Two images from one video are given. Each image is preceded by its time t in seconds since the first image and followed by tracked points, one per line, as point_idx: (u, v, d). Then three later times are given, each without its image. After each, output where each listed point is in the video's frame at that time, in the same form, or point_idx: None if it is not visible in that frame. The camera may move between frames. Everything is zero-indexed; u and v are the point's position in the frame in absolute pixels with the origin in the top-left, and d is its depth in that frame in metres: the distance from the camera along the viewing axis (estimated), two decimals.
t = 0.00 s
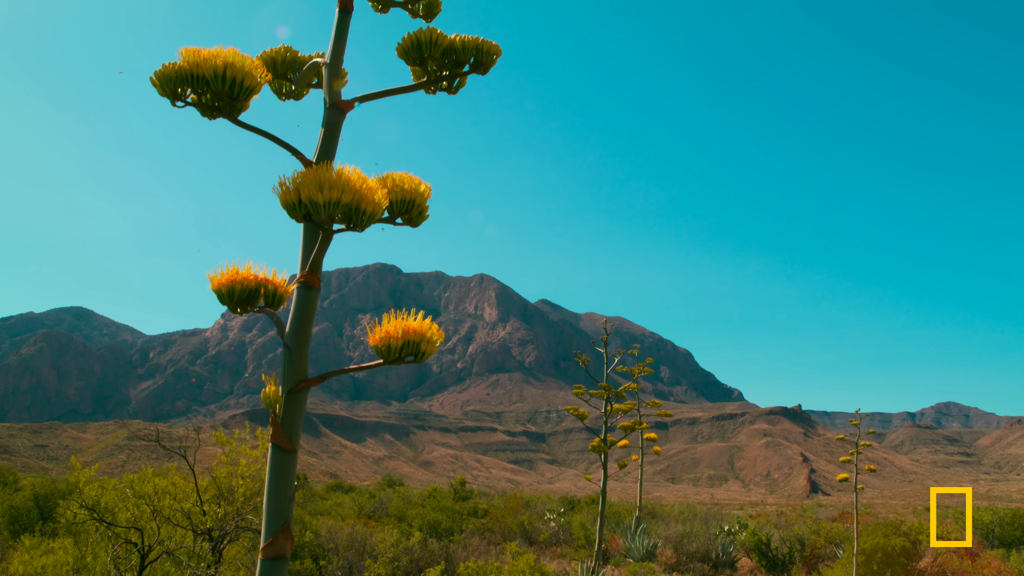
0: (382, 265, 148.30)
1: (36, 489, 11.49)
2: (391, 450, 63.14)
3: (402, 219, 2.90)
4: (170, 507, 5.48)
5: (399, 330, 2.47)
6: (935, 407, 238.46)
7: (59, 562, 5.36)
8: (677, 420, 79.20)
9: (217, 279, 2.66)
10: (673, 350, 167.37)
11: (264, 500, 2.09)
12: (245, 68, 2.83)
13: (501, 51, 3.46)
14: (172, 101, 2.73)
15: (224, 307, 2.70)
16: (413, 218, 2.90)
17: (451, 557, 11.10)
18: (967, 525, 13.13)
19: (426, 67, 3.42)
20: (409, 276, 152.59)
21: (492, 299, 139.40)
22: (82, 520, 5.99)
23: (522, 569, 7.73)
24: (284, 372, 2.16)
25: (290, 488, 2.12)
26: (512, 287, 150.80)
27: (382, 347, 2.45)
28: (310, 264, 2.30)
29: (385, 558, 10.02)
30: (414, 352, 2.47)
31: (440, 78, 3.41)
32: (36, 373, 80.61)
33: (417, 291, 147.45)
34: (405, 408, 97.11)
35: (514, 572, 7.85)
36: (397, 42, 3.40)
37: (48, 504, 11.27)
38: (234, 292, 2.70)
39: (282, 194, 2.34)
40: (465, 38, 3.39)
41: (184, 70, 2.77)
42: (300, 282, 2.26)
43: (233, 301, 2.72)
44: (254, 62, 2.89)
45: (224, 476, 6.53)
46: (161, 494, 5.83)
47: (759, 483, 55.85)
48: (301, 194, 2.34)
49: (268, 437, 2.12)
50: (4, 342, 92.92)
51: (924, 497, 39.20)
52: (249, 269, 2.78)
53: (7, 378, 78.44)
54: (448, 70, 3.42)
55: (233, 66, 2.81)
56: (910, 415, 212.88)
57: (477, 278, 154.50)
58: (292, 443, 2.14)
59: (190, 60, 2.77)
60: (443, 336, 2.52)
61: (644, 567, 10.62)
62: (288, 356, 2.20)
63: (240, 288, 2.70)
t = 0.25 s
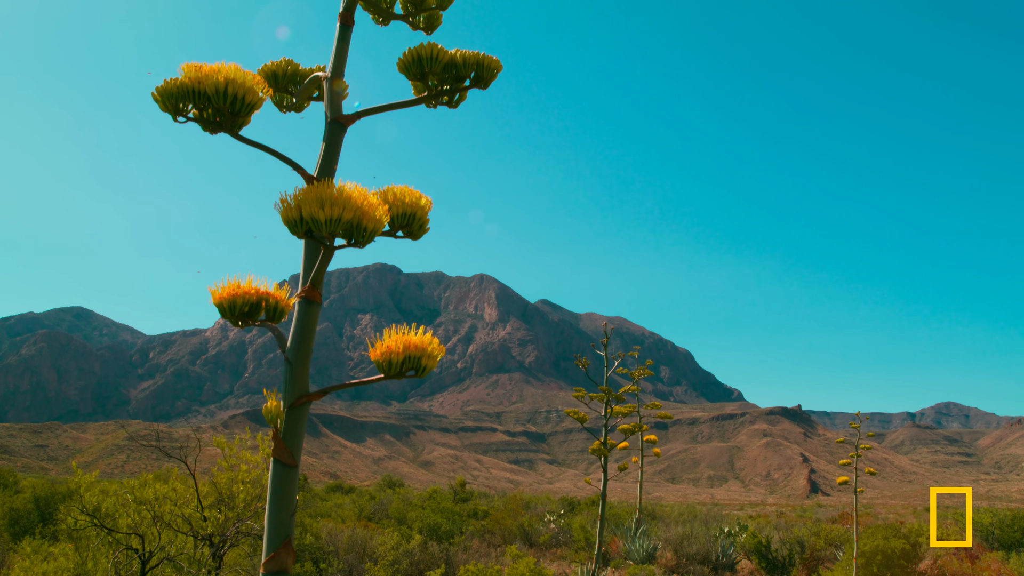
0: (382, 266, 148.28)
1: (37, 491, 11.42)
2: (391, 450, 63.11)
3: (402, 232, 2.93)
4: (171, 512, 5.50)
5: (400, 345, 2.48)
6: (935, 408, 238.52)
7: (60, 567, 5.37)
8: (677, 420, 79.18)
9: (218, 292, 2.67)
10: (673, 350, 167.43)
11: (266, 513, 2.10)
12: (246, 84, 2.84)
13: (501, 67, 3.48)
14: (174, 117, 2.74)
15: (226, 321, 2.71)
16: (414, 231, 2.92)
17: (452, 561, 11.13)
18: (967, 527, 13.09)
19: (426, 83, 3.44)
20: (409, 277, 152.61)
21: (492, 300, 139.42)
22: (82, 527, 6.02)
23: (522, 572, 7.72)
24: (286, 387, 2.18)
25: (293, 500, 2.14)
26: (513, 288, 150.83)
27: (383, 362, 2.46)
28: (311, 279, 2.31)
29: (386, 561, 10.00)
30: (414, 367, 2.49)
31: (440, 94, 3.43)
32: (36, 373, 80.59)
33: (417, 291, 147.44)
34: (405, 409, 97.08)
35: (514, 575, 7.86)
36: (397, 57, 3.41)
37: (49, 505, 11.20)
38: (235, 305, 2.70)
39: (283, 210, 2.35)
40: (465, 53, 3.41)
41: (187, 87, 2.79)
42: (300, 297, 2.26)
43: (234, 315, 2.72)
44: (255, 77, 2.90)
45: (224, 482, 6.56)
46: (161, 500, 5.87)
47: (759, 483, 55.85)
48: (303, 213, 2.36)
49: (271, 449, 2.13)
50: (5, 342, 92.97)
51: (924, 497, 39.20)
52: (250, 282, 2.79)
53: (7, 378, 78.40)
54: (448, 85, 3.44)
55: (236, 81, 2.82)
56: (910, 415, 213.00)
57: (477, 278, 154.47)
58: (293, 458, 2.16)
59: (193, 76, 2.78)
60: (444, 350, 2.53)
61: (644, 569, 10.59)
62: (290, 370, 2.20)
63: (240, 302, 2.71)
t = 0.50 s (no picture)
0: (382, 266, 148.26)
1: (37, 493, 11.43)
2: (391, 450, 63.07)
3: (403, 246, 2.94)
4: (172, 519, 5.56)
5: (401, 361, 2.49)
6: (935, 408, 238.51)
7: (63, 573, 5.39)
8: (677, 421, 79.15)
9: (220, 306, 2.66)
10: (673, 351, 167.53)
11: (267, 528, 2.11)
12: (247, 99, 2.84)
13: (502, 81, 3.47)
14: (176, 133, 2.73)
15: (229, 335, 2.70)
16: (414, 244, 2.94)
17: (453, 565, 11.15)
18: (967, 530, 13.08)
19: (426, 99, 3.44)
20: (409, 277, 152.64)
21: (492, 300, 139.41)
22: (83, 532, 6.05)
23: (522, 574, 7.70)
24: (287, 403, 2.18)
25: (295, 514, 2.14)
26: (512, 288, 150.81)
27: (384, 377, 2.45)
28: (313, 294, 2.30)
29: (385, 565, 9.99)
30: (416, 381, 2.48)
31: (442, 109, 3.42)
32: (36, 373, 80.54)
33: (417, 291, 147.36)
34: (405, 408, 97.05)
35: None
36: (397, 73, 3.41)
37: (49, 508, 11.21)
38: (237, 320, 2.69)
39: (284, 228, 2.34)
40: (466, 68, 3.41)
41: (187, 102, 2.78)
42: (302, 311, 2.24)
43: (237, 328, 2.71)
44: (256, 93, 2.89)
45: (225, 487, 6.59)
46: (163, 504, 5.91)
47: (759, 484, 55.86)
48: (304, 229, 2.35)
49: (272, 465, 2.14)
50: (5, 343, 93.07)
51: (925, 497, 39.12)
52: (252, 295, 2.78)
53: (7, 379, 78.38)
54: (449, 101, 3.43)
55: (237, 97, 2.81)
56: (910, 415, 213.21)
57: (477, 278, 154.37)
58: (295, 472, 2.17)
59: (193, 92, 2.77)
60: (445, 365, 2.53)
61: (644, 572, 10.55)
62: (292, 386, 2.19)
63: (243, 315, 2.70)
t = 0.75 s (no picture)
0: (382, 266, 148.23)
1: (37, 495, 11.42)
2: (391, 450, 63.07)
3: (404, 259, 2.94)
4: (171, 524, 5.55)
5: (401, 375, 2.48)
6: (935, 408, 238.35)
7: None
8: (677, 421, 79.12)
9: (222, 320, 2.65)
10: (673, 351, 167.59)
11: (268, 543, 2.11)
12: (249, 113, 2.82)
13: (503, 96, 3.46)
14: (178, 148, 2.72)
15: (230, 348, 2.69)
16: (416, 257, 2.94)
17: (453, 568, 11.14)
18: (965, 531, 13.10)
19: (428, 113, 3.43)
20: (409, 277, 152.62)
21: (492, 300, 139.39)
22: (82, 539, 6.05)
23: None
24: (290, 418, 2.19)
25: (296, 530, 2.14)
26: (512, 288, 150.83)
27: (386, 392, 2.45)
28: (314, 309, 2.30)
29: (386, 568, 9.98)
30: (417, 397, 2.48)
31: (444, 123, 3.42)
32: (36, 373, 80.59)
33: (417, 291, 147.30)
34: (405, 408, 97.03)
35: None
36: (399, 87, 3.40)
37: (49, 512, 11.19)
38: (239, 334, 2.69)
39: (287, 244, 2.33)
40: (467, 83, 3.39)
41: (189, 118, 2.77)
42: (304, 325, 2.25)
43: (239, 342, 2.71)
44: (256, 107, 2.88)
45: (224, 494, 6.59)
46: (164, 510, 5.95)
47: (759, 484, 55.87)
48: (305, 247, 2.34)
49: (274, 480, 2.14)
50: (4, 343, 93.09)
51: (924, 497, 39.09)
52: (253, 309, 2.78)
53: (7, 379, 78.42)
54: (450, 115, 3.43)
55: (238, 114, 2.80)
56: (910, 416, 213.20)
57: (477, 278, 154.35)
58: (296, 488, 2.17)
59: (196, 109, 2.78)
60: (446, 380, 2.53)
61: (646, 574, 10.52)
62: (292, 401, 2.20)
63: (244, 330, 2.69)
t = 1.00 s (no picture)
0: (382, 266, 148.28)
1: (37, 498, 11.43)
2: (392, 450, 63.06)
3: (405, 272, 2.96)
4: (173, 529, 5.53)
5: (403, 391, 2.48)
6: (936, 408, 238.23)
7: None
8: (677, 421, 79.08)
9: (223, 335, 2.65)
10: (673, 351, 167.66)
11: (271, 557, 2.11)
12: (251, 130, 2.83)
13: (504, 111, 3.47)
14: (180, 163, 2.72)
15: (233, 362, 2.69)
16: (417, 270, 2.95)
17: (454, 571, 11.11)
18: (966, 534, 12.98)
19: (429, 128, 3.44)
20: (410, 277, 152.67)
21: (492, 300, 139.44)
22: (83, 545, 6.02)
23: None
24: (291, 433, 2.19)
25: (297, 546, 2.13)
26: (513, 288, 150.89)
27: (387, 407, 2.45)
28: (316, 324, 2.31)
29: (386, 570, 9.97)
30: (418, 412, 2.47)
31: (445, 138, 3.42)
32: (36, 373, 80.64)
33: (417, 292, 147.30)
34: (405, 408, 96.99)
35: None
36: (400, 103, 3.39)
37: (49, 514, 11.20)
38: (240, 348, 2.69)
39: (287, 261, 2.31)
40: (468, 98, 3.39)
41: (192, 133, 2.76)
42: (306, 340, 2.27)
43: (241, 355, 2.71)
44: (259, 122, 2.89)
45: (225, 499, 6.57)
46: (169, 517, 5.94)
47: (759, 484, 55.87)
48: (308, 263, 2.33)
49: (275, 495, 2.14)
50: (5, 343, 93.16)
51: (924, 497, 39.04)
52: (254, 323, 2.78)
53: (8, 379, 78.47)
54: (452, 129, 3.43)
55: (241, 130, 2.80)
56: (910, 416, 213.06)
57: (477, 279, 154.38)
58: (298, 502, 2.17)
59: (199, 124, 2.77)
60: (448, 395, 2.53)
61: None
62: (295, 415, 2.22)
63: (245, 343, 2.69)
